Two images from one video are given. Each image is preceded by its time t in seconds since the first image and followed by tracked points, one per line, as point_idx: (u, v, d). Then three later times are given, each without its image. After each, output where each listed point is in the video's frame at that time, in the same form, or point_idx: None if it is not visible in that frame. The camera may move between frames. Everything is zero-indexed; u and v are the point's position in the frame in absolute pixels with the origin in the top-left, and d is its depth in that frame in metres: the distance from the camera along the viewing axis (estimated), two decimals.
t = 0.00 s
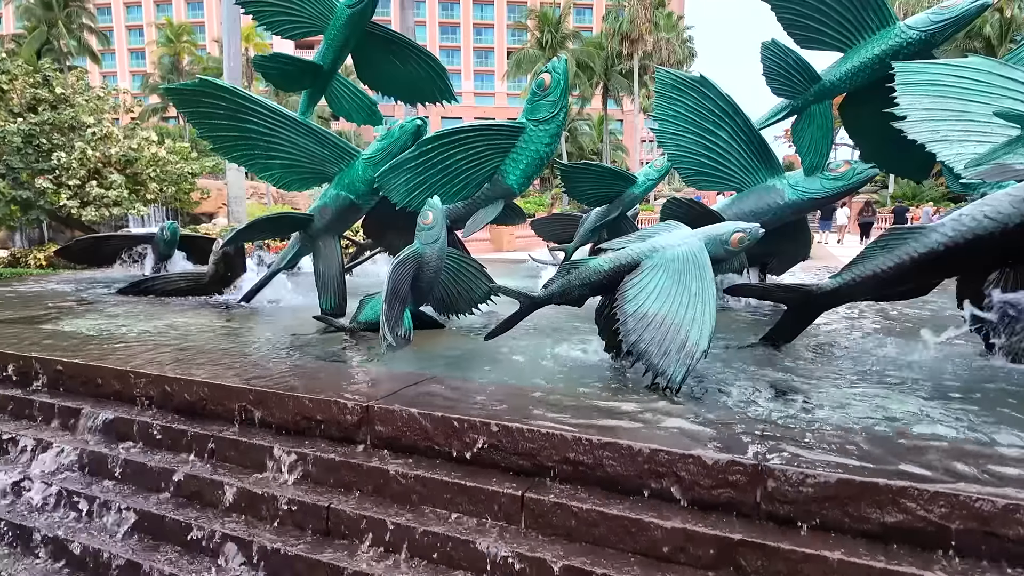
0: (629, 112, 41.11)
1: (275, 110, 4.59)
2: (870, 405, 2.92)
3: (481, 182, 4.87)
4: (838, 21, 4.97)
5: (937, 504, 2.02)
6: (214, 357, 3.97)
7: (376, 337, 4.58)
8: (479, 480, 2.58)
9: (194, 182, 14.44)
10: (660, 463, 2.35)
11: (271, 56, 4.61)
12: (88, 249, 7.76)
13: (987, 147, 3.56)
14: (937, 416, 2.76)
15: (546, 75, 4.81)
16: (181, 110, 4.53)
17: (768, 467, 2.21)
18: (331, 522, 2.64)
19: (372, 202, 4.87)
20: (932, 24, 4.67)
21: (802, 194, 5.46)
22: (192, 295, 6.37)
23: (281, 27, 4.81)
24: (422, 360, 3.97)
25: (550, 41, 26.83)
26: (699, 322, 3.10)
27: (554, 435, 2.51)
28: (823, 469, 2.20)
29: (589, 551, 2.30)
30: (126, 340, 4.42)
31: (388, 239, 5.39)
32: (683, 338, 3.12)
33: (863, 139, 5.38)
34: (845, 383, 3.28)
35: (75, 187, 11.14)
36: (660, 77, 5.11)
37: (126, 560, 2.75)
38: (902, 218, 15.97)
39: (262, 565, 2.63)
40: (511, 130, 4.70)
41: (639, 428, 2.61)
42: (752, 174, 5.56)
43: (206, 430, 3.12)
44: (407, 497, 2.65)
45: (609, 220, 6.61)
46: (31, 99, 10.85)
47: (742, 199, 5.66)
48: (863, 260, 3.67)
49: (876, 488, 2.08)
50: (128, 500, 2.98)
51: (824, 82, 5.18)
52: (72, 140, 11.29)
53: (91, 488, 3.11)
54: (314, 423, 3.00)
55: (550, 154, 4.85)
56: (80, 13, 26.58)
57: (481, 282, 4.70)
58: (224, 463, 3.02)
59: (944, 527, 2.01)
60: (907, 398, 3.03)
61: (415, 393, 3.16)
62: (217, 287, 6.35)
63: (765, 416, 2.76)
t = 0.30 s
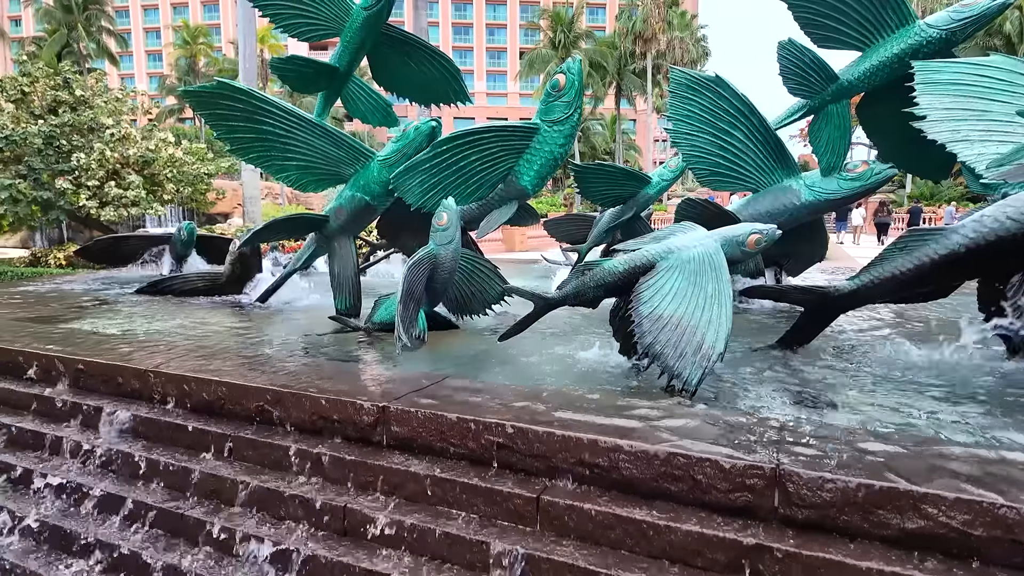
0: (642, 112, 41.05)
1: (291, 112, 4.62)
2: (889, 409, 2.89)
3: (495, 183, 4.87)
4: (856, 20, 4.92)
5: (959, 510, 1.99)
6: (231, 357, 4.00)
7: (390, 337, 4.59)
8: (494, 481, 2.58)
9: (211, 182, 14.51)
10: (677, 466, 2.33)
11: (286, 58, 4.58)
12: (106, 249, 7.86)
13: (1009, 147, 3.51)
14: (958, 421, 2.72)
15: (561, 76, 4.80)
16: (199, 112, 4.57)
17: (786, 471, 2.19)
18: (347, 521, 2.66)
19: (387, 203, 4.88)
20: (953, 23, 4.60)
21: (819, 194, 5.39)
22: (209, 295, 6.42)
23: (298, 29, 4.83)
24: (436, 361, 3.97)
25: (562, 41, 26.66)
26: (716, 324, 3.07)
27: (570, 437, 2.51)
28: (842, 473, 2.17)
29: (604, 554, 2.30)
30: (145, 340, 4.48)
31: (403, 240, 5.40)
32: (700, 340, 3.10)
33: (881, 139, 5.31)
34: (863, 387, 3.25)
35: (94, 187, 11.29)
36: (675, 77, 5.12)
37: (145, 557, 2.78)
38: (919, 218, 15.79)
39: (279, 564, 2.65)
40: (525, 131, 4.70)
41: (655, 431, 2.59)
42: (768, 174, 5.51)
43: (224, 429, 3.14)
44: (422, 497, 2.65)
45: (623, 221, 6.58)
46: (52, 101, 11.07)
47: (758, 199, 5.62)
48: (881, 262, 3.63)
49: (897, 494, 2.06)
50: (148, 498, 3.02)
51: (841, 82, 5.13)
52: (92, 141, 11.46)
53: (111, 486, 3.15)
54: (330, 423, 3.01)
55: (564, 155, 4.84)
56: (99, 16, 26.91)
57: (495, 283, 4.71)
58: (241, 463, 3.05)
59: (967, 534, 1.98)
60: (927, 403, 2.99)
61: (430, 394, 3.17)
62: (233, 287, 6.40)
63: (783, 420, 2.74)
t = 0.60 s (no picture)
0: (655, 112, 40.91)
1: (308, 116, 4.65)
2: (908, 417, 2.86)
3: (509, 186, 4.88)
4: (874, 22, 4.88)
5: (980, 521, 1.97)
6: (249, 359, 4.04)
7: (405, 340, 4.62)
8: (510, 486, 2.59)
9: (227, 184, 14.32)
10: (693, 474, 2.33)
11: (304, 63, 4.67)
12: (125, 250, 7.94)
13: None
14: (978, 430, 2.70)
15: (576, 79, 4.80)
16: (218, 117, 4.63)
17: (804, 480, 2.18)
18: (364, 524, 2.68)
19: (402, 207, 4.91)
20: (974, 24, 4.54)
21: (836, 198, 5.36)
22: (226, 297, 6.49)
23: (315, 35, 4.87)
24: (451, 364, 3.99)
25: (575, 41, 26.51)
26: (732, 329, 3.06)
27: (586, 443, 2.51)
28: (861, 483, 2.16)
29: (619, 560, 2.30)
30: (164, 341, 4.53)
31: (417, 243, 5.42)
32: (716, 346, 3.08)
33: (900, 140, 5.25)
34: (881, 394, 3.22)
35: (113, 189, 11.44)
36: (690, 79, 5.10)
37: (165, 557, 2.82)
38: (936, 219, 15.64)
39: (296, 566, 2.68)
40: (540, 134, 4.71)
41: (671, 437, 2.59)
42: (785, 177, 5.48)
43: (242, 431, 3.18)
44: (439, 501, 2.67)
45: (637, 223, 6.55)
46: (72, 104, 11.19)
47: (774, 202, 5.58)
48: (900, 266, 3.60)
49: (917, 504, 2.04)
50: (168, 499, 3.06)
51: (859, 84, 5.08)
52: (111, 143, 11.62)
53: (133, 487, 3.20)
54: (347, 426, 3.03)
55: (578, 159, 4.84)
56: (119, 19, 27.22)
57: (509, 286, 4.71)
58: (260, 464, 3.08)
59: (989, 545, 1.96)
60: (947, 410, 2.96)
61: (446, 398, 3.19)
62: (250, 289, 6.45)
63: (800, 427, 2.72)
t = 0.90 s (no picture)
0: (666, 115, 40.81)
1: (323, 122, 4.69)
2: (925, 426, 2.84)
3: (521, 192, 4.89)
4: (890, 26, 4.85)
5: (1000, 534, 1.95)
6: (264, 364, 4.07)
7: (418, 345, 4.63)
8: (524, 493, 2.59)
9: (239, 188, 14.08)
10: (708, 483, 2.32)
11: (320, 71, 4.68)
12: (143, 255, 7.95)
13: None
14: (995, 440, 2.67)
15: (588, 85, 4.81)
16: (234, 123, 4.68)
17: (820, 490, 2.17)
18: (378, 530, 2.69)
19: (415, 213, 4.93)
20: (991, 28, 4.50)
21: (851, 203, 5.35)
22: (240, 301, 6.50)
23: (330, 42, 4.89)
24: (463, 369, 3.99)
25: (586, 45, 26.50)
26: (747, 337, 3.05)
27: (600, 451, 2.51)
28: (878, 493, 2.14)
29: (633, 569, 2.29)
30: (180, 345, 4.58)
31: (430, 248, 5.44)
32: (730, 353, 3.07)
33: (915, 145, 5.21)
34: (898, 402, 3.20)
35: (128, 193, 11.52)
36: (703, 84, 5.09)
37: (182, 561, 2.85)
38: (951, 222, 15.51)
39: (311, 571, 2.69)
40: (552, 140, 4.72)
41: (686, 446, 2.58)
42: (799, 181, 5.45)
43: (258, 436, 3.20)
44: (453, 508, 2.68)
45: (649, 228, 6.52)
46: (89, 109, 11.43)
47: (788, 207, 5.56)
48: (916, 273, 3.57)
49: (935, 516, 2.02)
50: (184, 503, 3.09)
51: (874, 88, 5.04)
52: (127, 148, 11.70)
53: (150, 490, 3.23)
54: (361, 432, 3.05)
55: (591, 164, 4.85)
56: (135, 25, 27.44)
57: (521, 292, 4.71)
58: (275, 469, 3.10)
59: (1009, 558, 1.94)
60: (964, 420, 2.93)
61: (459, 404, 3.19)
62: (264, 293, 6.47)
63: (816, 436, 2.71)
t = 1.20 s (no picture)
0: (675, 121, 40.78)
1: (334, 133, 4.73)
2: (940, 440, 2.81)
3: (531, 201, 4.89)
4: (901, 34, 4.85)
5: (1018, 551, 1.93)
6: (275, 372, 4.09)
7: (428, 354, 4.63)
8: (535, 506, 2.59)
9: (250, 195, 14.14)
10: (720, 497, 2.31)
11: (331, 82, 4.76)
12: (154, 262, 8.03)
13: None
14: (1011, 454, 2.64)
15: (598, 95, 4.82)
16: (246, 133, 4.72)
17: (834, 505, 2.16)
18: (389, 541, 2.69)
19: (425, 222, 4.94)
20: (1003, 37, 4.42)
21: (862, 211, 5.26)
22: (251, 309, 6.56)
23: (342, 53, 4.95)
24: (472, 379, 3.99)
25: (594, 51, 26.56)
26: (758, 348, 3.04)
27: (611, 464, 2.50)
28: (893, 508, 2.13)
29: None
30: (192, 354, 4.61)
31: (440, 256, 5.45)
32: (742, 365, 3.06)
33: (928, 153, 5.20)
34: (911, 415, 3.17)
35: (140, 200, 11.63)
36: (712, 93, 5.14)
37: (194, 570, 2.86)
38: (963, 229, 15.40)
39: None
40: (561, 150, 4.72)
41: (698, 459, 2.57)
42: (809, 190, 5.42)
43: (269, 445, 3.21)
44: (464, 520, 2.68)
45: (658, 237, 6.51)
46: (103, 117, 11.60)
47: (798, 215, 5.51)
48: (929, 283, 3.55)
49: (950, 532, 2.00)
50: (196, 512, 3.10)
51: (885, 97, 5.04)
52: (139, 155, 11.87)
53: (163, 499, 3.25)
54: (372, 442, 3.06)
55: (600, 173, 4.85)
56: (149, 34, 27.72)
57: (530, 300, 4.71)
58: (286, 479, 3.11)
59: None
60: (980, 433, 2.90)
61: (470, 414, 3.19)
62: (275, 301, 6.51)
63: (829, 449, 2.69)
